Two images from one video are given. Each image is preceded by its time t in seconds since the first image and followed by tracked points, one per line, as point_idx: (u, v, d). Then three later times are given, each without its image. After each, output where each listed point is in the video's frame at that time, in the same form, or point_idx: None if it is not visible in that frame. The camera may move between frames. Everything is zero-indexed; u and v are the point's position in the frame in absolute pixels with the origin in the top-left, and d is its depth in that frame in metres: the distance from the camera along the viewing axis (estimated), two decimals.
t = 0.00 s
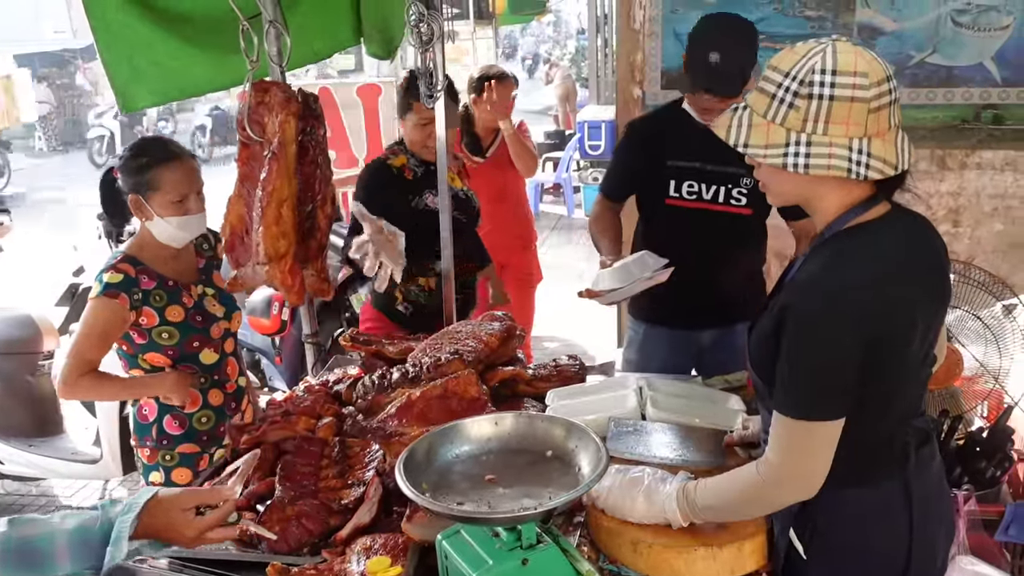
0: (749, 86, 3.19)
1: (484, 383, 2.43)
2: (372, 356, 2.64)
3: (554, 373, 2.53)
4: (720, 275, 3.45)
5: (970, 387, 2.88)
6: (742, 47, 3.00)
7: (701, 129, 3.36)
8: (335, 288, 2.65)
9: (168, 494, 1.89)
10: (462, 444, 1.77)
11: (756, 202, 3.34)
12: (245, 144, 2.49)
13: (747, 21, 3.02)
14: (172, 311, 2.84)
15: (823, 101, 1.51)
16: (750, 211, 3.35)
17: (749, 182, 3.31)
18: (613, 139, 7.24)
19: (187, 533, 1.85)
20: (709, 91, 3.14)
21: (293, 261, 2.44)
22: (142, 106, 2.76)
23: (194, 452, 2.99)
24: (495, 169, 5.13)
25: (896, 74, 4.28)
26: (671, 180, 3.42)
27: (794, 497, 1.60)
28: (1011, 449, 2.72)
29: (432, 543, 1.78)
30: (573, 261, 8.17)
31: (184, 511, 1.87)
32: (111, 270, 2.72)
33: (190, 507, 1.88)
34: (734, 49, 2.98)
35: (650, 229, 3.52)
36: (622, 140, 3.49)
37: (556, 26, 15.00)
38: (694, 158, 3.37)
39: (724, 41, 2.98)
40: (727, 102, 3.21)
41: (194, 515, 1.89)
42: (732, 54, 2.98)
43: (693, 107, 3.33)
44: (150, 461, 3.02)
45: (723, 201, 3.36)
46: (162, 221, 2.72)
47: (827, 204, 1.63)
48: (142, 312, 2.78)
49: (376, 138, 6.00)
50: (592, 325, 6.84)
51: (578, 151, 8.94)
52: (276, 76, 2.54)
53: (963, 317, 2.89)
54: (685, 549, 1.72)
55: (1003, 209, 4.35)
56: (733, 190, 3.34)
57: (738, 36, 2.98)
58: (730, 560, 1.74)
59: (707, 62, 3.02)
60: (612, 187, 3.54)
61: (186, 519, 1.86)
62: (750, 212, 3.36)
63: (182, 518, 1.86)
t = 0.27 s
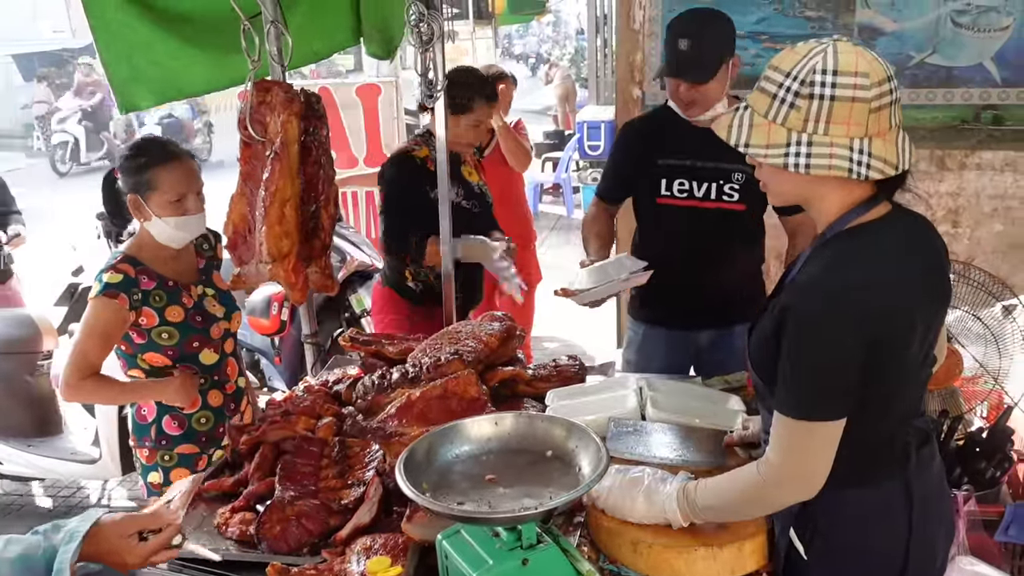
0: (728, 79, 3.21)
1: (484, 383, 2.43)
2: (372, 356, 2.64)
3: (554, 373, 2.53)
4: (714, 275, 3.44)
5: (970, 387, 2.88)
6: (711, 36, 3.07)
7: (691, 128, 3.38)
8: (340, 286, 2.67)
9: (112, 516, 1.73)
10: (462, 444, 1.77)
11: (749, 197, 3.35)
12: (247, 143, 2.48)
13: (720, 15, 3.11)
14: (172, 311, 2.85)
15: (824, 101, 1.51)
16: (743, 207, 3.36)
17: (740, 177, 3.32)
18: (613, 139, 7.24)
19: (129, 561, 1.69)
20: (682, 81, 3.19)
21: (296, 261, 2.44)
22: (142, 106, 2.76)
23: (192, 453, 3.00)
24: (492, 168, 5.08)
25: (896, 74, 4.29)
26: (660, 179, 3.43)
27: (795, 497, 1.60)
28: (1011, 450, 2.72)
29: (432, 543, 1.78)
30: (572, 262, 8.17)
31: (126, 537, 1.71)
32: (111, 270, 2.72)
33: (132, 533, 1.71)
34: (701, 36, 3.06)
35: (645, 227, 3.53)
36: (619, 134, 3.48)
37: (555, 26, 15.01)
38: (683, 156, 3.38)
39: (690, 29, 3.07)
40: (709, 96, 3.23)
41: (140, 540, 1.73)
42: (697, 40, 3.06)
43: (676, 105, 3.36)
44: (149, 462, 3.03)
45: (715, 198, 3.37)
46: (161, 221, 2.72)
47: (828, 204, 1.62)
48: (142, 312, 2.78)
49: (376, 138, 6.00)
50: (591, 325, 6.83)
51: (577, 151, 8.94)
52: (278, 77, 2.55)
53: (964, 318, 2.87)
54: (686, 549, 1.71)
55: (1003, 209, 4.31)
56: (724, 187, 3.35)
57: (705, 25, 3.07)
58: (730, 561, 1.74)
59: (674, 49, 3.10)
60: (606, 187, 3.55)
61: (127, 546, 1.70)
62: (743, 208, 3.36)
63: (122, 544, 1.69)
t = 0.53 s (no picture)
0: (716, 74, 3.20)
1: (483, 384, 2.42)
2: (371, 356, 2.64)
3: (553, 373, 2.53)
4: (714, 274, 3.44)
5: (969, 386, 2.88)
6: (692, 23, 3.14)
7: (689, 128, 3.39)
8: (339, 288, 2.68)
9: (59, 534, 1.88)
10: (461, 444, 1.77)
11: (746, 196, 3.34)
12: (244, 144, 2.49)
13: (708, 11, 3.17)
14: (174, 312, 2.84)
15: (820, 101, 1.51)
16: (740, 206, 3.35)
17: (737, 176, 3.31)
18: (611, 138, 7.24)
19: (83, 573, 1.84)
20: (669, 71, 3.22)
21: (292, 262, 2.44)
22: (140, 107, 2.75)
23: (197, 453, 2.99)
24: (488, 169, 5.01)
25: (894, 74, 4.29)
26: (659, 179, 3.43)
27: (795, 496, 1.60)
28: (1010, 449, 2.72)
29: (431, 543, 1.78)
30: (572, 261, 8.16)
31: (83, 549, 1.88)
32: (113, 271, 2.72)
33: (89, 544, 1.89)
34: (681, 23, 3.14)
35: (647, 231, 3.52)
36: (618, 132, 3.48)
37: (554, 25, 15.01)
38: (680, 156, 3.39)
39: (672, 18, 3.17)
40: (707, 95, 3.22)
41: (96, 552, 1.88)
42: (678, 26, 3.14)
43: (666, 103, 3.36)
44: (152, 462, 3.02)
45: (712, 197, 3.36)
46: (162, 218, 2.71)
47: (826, 204, 1.62)
48: (145, 312, 2.78)
49: (375, 138, 6.00)
50: (590, 325, 6.83)
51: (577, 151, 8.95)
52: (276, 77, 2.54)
53: (962, 317, 2.86)
54: (684, 549, 1.72)
55: (1002, 209, 4.33)
56: (722, 186, 3.34)
57: (688, 14, 3.16)
58: (728, 560, 1.74)
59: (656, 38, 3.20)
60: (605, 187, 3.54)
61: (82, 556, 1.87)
62: (741, 207, 3.35)
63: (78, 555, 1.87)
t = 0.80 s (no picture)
0: (711, 69, 3.21)
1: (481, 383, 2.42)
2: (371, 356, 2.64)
3: (552, 372, 2.53)
4: (714, 272, 3.45)
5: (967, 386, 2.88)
6: (686, 18, 3.17)
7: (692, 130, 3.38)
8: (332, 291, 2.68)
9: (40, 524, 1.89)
10: (460, 443, 1.77)
11: (750, 193, 3.36)
12: (241, 144, 2.48)
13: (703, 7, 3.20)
14: (178, 310, 2.85)
15: (815, 102, 1.52)
16: (744, 204, 3.36)
17: (742, 174, 3.33)
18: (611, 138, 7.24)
19: (63, 564, 1.87)
20: (663, 66, 3.23)
21: (286, 264, 2.45)
22: (139, 106, 2.75)
23: (199, 452, 2.99)
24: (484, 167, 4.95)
25: (893, 73, 4.30)
26: (664, 179, 3.42)
27: (793, 497, 1.60)
28: (1008, 449, 2.72)
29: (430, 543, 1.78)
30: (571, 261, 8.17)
31: (62, 542, 1.89)
32: (117, 270, 2.72)
33: (69, 537, 1.89)
34: (676, 17, 3.17)
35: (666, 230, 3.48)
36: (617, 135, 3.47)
37: (553, 25, 15.03)
38: (683, 157, 3.39)
39: (667, 13, 3.21)
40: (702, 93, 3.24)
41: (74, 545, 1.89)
42: (671, 21, 3.17)
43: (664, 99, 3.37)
44: (153, 461, 3.00)
45: (717, 196, 3.37)
46: (165, 216, 2.72)
47: (823, 204, 1.63)
48: (150, 311, 2.79)
49: (374, 138, 6.01)
50: (589, 325, 6.83)
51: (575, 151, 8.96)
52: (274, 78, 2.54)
53: (961, 317, 2.86)
54: (683, 548, 1.72)
55: (1000, 208, 4.31)
56: (727, 185, 3.34)
57: (682, 9, 3.19)
58: (727, 559, 1.75)
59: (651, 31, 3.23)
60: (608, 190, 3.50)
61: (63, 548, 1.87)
62: (745, 204, 3.37)
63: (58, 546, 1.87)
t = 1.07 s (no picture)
0: (710, 70, 3.22)
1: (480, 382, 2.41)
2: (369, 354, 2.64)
3: (550, 371, 2.53)
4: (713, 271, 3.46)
5: (965, 386, 2.86)
6: (684, 19, 3.18)
7: (691, 131, 3.36)
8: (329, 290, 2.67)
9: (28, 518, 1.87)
10: (459, 442, 1.77)
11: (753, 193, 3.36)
12: (240, 143, 2.49)
13: (701, 8, 3.20)
14: (180, 309, 2.85)
15: (809, 100, 1.51)
16: (748, 203, 3.36)
17: (744, 173, 3.34)
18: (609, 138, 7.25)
19: (43, 555, 1.81)
20: (663, 68, 3.23)
21: (288, 262, 2.45)
22: (138, 105, 2.75)
23: (199, 451, 2.99)
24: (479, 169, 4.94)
25: (891, 73, 4.31)
26: (666, 179, 3.39)
27: (791, 496, 1.60)
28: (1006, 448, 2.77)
29: (428, 542, 1.79)
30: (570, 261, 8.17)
31: (45, 532, 1.84)
32: (121, 268, 2.71)
33: (52, 528, 1.85)
34: (674, 19, 3.18)
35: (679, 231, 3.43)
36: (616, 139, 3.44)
37: (552, 25, 15.07)
38: (686, 156, 3.36)
39: (667, 14, 3.22)
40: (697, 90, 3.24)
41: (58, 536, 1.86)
42: (670, 23, 3.18)
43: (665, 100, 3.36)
44: (154, 459, 3.01)
45: (721, 195, 3.36)
46: (184, 212, 2.72)
47: (821, 204, 1.63)
48: (151, 310, 2.77)
49: (373, 137, 6.00)
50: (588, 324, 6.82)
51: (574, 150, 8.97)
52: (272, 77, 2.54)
53: (958, 316, 2.84)
54: (681, 547, 1.72)
55: (999, 208, 4.27)
56: (729, 184, 3.34)
57: (681, 10, 3.20)
58: (726, 559, 1.74)
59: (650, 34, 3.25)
60: (608, 194, 3.45)
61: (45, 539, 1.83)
62: (748, 204, 3.37)
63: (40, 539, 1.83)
